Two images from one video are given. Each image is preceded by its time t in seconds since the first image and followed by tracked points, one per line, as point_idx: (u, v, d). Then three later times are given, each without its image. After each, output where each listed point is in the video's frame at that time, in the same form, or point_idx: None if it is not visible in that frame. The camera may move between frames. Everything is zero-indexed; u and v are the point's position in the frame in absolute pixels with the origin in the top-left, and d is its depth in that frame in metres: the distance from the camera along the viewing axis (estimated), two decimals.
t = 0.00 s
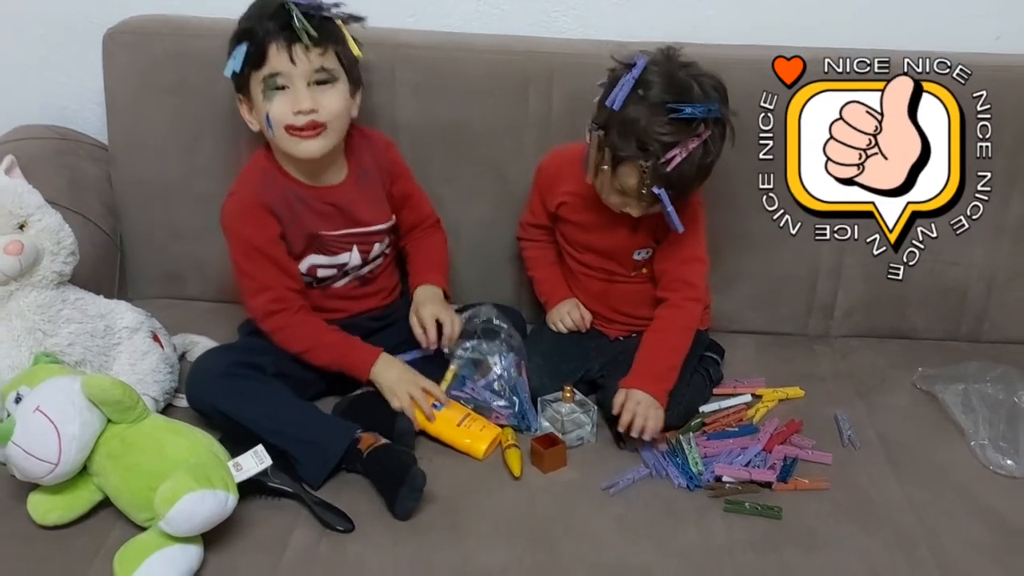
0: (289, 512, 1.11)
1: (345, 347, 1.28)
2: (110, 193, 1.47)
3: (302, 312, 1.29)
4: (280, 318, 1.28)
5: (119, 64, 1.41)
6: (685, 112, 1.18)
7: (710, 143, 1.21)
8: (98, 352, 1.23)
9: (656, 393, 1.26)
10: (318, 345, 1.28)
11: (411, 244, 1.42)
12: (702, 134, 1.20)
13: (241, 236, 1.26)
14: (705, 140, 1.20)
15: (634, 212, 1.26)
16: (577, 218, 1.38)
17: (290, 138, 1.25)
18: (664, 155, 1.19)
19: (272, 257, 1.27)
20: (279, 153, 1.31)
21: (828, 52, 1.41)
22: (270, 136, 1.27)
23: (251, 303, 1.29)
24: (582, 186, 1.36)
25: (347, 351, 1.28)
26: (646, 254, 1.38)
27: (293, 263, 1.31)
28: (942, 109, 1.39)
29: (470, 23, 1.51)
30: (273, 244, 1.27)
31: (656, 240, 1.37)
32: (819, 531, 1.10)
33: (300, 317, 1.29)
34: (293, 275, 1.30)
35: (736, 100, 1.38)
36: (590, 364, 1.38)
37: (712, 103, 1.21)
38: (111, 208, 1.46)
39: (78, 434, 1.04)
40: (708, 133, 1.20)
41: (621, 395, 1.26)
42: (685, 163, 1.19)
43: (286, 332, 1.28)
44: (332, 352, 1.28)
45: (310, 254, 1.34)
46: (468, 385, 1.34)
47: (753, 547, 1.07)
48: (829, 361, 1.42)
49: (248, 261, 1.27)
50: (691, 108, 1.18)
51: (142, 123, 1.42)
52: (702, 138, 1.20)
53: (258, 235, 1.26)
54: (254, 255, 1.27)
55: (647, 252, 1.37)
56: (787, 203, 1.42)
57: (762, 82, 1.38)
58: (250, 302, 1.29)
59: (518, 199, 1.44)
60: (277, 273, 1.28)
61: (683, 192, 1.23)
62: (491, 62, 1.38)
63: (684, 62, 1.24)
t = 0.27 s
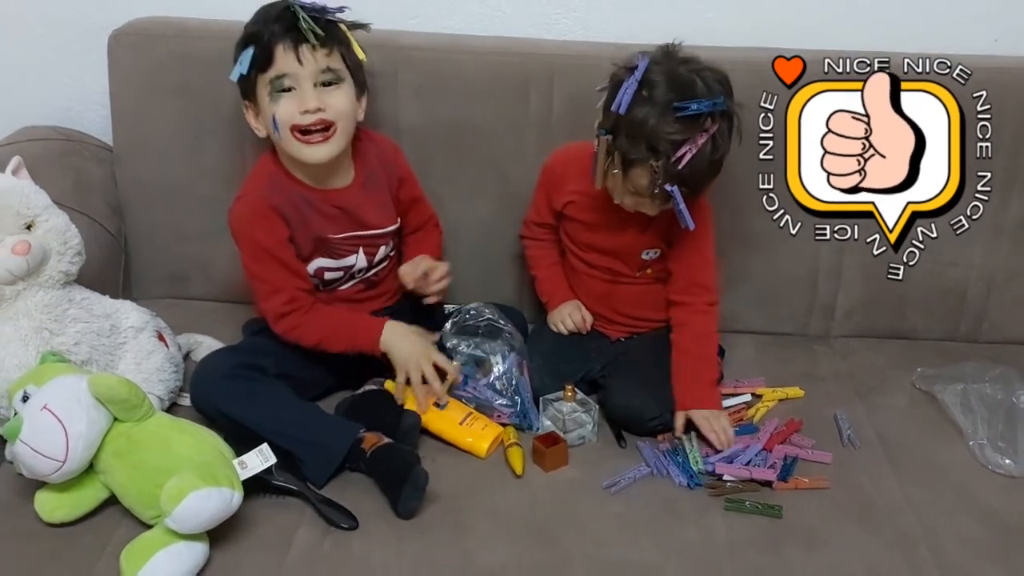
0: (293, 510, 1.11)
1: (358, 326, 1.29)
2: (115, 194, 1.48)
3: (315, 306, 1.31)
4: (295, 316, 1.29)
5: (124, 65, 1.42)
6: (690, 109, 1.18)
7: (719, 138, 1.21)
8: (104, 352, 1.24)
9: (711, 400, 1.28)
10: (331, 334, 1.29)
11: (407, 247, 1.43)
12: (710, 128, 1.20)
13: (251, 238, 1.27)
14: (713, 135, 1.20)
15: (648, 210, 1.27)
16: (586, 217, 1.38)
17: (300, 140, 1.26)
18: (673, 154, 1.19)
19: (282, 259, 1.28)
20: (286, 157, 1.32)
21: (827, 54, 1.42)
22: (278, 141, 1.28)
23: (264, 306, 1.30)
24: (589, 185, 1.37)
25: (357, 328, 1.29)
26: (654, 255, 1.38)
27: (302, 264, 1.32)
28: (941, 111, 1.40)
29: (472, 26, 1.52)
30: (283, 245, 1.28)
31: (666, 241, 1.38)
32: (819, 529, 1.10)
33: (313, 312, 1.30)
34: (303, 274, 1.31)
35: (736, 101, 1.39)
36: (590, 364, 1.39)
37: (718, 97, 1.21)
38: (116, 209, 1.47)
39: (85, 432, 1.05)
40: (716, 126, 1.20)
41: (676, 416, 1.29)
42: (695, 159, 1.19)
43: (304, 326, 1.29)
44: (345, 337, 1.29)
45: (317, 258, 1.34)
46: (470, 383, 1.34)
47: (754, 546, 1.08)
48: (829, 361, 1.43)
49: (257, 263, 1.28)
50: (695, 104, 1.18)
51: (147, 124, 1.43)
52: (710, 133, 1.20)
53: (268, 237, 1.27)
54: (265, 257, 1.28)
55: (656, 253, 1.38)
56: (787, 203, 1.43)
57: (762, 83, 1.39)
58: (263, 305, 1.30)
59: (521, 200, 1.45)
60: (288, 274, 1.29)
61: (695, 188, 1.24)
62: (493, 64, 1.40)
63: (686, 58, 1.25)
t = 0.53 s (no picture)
0: (298, 514, 1.12)
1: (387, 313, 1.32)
2: (120, 199, 1.49)
3: (336, 304, 1.32)
4: (319, 320, 1.30)
5: (130, 71, 1.43)
6: (699, 104, 1.19)
7: (731, 132, 1.22)
8: (110, 356, 1.24)
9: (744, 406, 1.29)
10: (356, 327, 1.31)
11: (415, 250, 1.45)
12: (719, 123, 1.20)
13: (266, 246, 1.28)
14: (723, 129, 1.20)
15: (661, 208, 1.27)
16: (603, 219, 1.38)
17: (312, 149, 1.27)
18: (683, 147, 1.20)
19: (299, 265, 1.29)
20: (296, 167, 1.32)
21: (829, 60, 1.42)
22: (288, 151, 1.28)
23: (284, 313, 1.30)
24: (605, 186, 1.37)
25: (387, 314, 1.32)
26: (671, 256, 1.38)
27: (318, 271, 1.32)
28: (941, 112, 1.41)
29: (475, 32, 1.53)
30: (298, 252, 1.29)
31: (684, 242, 1.37)
32: (821, 534, 1.11)
33: (336, 311, 1.32)
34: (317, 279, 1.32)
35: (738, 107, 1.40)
36: (595, 368, 1.39)
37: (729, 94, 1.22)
38: (121, 214, 1.48)
39: (91, 436, 1.06)
40: (726, 121, 1.20)
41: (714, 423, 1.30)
42: (705, 153, 1.20)
43: (333, 325, 1.31)
44: (373, 328, 1.32)
45: (330, 265, 1.35)
46: (473, 387, 1.36)
47: (757, 550, 1.08)
48: (831, 366, 1.44)
49: (275, 270, 1.29)
50: (704, 99, 1.19)
51: (152, 130, 1.44)
52: (721, 128, 1.20)
53: (283, 244, 1.29)
54: (281, 264, 1.29)
55: (672, 254, 1.38)
56: (789, 208, 1.43)
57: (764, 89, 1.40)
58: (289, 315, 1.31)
59: (524, 205, 1.45)
60: (304, 279, 1.30)
61: (708, 184, 1.23)
62: (496, 70, 1.40)
63: (698, 56, 1.26)
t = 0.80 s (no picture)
0: (300, 516, 1.12)
1: (372, 318, 1.32)
2: (122, 202, 1.49)
3: (330, 307, 1.33)
4: (311, 323, 1.31)
5: (132, 75, 1.43)
6: (710, 89, 1.21)
7: (741, 120, 1.23)
8: (112, 358, 1.25)
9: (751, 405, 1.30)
10: (349, 330, 1.31)
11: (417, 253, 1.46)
12: (730, 109, 1.22)
13: (271, 250, 1.29)
14: (734, 116, 1.22)
15: (672, 199, 1.27)
16: (613, 219, 1.39)
17: (333, 155, 1.27)
18: (694, 131, 1.21)
19: (300, 269, 1.30)
20: (307, 172, 1.33)
21: (829, 63, 1.43)
22: (307, 156, 1.29)
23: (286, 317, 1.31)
24: (614, 185, 1.38)
25: (375, 320, 1.32)
26: (681, 255, 1.39)
27: (320, 275, 1.33)
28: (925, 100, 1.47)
29: (476, 36, 1.53)
30: (302, 257, 1.30)
31: (694, 241, 1.38)
32: (823, 536, 1.11)
33: (330, 315, 1.32)
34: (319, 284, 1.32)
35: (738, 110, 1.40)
36: (597, 369, 1.39)
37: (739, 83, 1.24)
38: (123, 217, 1.49)
39: (94, 438, 1.06)
40: (736, 108, 1.22)
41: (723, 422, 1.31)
42: (716, 137, 1.21)
43: (322, 329, 1.32)
44: (361, 332, 1.32)
45: (335, 269, 1.35)
46: (475, 390, 1.36)
47: (758, 552, 1.09)
48: (832, 368, 1.44)
49: (275, 274, 1.30)
50: (715, 85, 1.21)
51: (154, 133, 1.45)
52: (731, 114, 1.22)
53: (288, 249, 1.29)
54: (283, 269, 1.29)
55: (682, 253, 1.39)
56: (789, 210, 1.43)
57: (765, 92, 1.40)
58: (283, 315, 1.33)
59: (525, 208, 1.46)
60: (304, 282, 1.31)
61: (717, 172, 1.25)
62: (497, 73, 1.41)
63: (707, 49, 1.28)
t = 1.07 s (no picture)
0: (301, 520, 1.12)
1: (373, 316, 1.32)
2: (124, 206, 1.49)
3: (332, 310, 1.33)
4: (313, 326, 1.31)
5: (134, 78, 1.43)
6: (705, 81, 1.22)
7: (738, 111, 1.24)
8: (114, 362, 1.25)
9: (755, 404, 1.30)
10: (349, 330, 1.32)
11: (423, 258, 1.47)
12: (726, 99, 1.22)
13: (275, 253, 1.29)
14: (730, 107, 1.23)
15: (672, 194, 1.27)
16: (617, 218, 1.40)
17: (339, 160, 1.27)
18: (689, 122, 1.22)
19: (303, 271, 1.30)
20: (311, 174, 1.33)
21: (829, 67, 1.43)
22: (313, 159, 1.29)
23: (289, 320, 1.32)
24: (616, 185, 1.39)
25: (376, 318, 1.32)
26: (685, 254, 1.39)
27: (323, 278, 1.33)
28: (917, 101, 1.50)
29: (477, 40, 1.54)
30: (306, 260, 1.30)
31: (698, 240, 1.38)
32: (824, 539, 1.11)
33: (331, 318, 1.32)
34: (322, 288, 1.33)
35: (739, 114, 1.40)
36: (598, 372, 1.39)
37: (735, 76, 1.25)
38: (124, 221, 1.49)
39: (96, 442, 1.06)
40: (732, 98, 1.23)
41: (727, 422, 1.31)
42: (712, 127, 1.22)
43: (322, 331, 1.31)
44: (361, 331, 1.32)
45: (337, 273, 1.36)
46: (476, 393, 1.36)
47: (760, 555, 1.09)
48: (832, 372, 1.44)
49: (279, 276, 1.30)
50: (710, 77, 1.22)
51: (155, 136, 1.45)
52: (726, 105, 1.22)
53: (293, 252, 1.30)
54: (287, 272, 1.30)
55: (687, 252, 1.39)
56: (790, 213, 1.44)
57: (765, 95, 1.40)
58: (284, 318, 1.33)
59: (526, 211, 1.46)
60: (307, 285, 1.31)
61: (716, 164, 1.25)
62: (498, 77, 1.41)
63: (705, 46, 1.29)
